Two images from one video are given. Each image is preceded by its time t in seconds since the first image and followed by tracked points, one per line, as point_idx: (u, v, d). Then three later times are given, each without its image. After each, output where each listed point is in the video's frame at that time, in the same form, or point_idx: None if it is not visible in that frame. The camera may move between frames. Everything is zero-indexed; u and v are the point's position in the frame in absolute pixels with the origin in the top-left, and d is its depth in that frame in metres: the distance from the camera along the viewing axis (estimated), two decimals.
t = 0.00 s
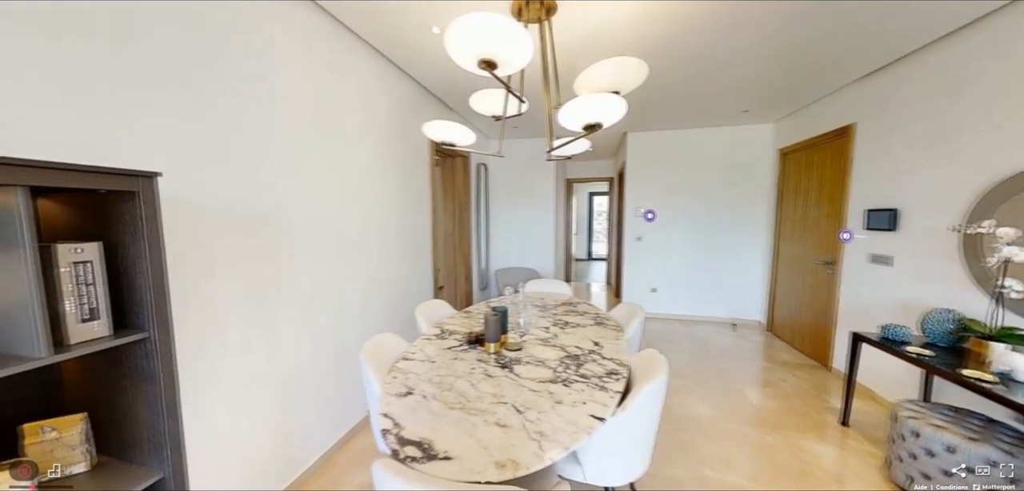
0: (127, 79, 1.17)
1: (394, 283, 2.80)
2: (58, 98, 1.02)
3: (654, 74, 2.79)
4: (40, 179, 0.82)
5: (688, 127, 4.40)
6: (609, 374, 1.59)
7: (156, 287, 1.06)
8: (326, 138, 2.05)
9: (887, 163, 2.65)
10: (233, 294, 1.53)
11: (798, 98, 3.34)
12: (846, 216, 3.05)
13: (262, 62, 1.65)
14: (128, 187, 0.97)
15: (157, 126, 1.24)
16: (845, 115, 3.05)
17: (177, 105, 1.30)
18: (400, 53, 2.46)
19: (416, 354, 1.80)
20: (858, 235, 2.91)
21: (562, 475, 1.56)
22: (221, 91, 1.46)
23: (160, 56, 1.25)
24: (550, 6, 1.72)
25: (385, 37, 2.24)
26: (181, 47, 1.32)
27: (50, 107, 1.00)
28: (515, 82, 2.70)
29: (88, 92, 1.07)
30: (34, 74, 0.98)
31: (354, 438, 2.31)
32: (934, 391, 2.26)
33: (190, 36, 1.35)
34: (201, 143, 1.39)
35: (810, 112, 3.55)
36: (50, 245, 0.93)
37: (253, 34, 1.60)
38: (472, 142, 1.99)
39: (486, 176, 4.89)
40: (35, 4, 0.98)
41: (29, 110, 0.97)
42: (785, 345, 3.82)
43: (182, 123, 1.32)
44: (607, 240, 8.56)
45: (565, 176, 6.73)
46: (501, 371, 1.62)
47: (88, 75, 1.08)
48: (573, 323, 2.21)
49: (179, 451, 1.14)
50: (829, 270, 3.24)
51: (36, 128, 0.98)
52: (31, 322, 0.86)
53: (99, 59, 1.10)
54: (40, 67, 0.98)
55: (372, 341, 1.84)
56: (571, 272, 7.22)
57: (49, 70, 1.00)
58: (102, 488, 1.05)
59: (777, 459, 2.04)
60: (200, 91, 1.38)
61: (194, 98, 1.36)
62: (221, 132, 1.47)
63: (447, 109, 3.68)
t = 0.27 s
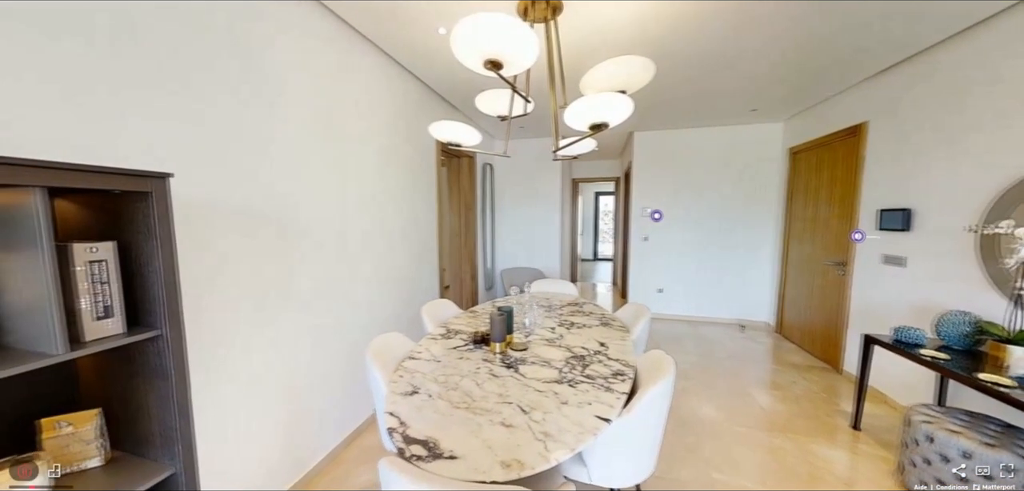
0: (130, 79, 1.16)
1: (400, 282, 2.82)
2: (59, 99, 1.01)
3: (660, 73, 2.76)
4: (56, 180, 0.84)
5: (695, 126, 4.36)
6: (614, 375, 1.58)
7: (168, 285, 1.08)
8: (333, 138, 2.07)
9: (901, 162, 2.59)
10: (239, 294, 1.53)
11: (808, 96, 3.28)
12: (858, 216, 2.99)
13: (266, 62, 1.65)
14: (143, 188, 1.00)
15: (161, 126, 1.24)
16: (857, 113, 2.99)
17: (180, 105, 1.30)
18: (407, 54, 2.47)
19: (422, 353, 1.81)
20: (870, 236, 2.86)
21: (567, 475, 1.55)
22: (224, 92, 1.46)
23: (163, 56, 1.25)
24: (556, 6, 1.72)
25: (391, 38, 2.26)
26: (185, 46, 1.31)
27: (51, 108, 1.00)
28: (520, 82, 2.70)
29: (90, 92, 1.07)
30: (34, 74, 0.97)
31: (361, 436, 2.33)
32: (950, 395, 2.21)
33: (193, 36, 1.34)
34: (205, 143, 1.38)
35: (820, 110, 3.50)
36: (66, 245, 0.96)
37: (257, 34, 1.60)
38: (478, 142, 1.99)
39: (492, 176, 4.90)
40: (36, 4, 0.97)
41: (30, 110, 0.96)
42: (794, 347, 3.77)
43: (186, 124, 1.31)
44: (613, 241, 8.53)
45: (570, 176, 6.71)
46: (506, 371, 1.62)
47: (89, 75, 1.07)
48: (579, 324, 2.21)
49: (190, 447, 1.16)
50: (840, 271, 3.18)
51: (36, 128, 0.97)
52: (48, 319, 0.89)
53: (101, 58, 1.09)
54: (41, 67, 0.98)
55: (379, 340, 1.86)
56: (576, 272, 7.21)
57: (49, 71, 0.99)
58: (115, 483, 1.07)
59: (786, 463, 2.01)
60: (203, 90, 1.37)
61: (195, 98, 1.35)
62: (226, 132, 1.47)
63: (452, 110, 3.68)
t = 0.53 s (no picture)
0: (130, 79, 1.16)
1: (403, 282, 2.83)
2: (58, 99, 1.01)
3: (664, 72, 2.75)
4: (57, 180, 0.84)
5: (699, 125, 4.34)
6: (618, 375, 1.58)
7: (174, 285, 1.09)
8: (336, 138, 2.07)
9: (908, 161, 2.56)
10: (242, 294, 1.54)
11: (814, 95, 3.25)
12: (864, 216, 2.96)
13: (268, 62, 1.65)
14: (151, 188, 1.01)
15: (162, 126, 1.24)
16: (863, 112, 2.97)
17: (180, 105, 1.30)
18: (409, 54, 2.48)
19: (425, 353, 1.81)
20: (876, 236, 2.83)
21: (570, 476, 1.55)
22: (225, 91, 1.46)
23: (163, 55, 1.25)
24: (559, 5, 1.72)
25: (394, 38, 2.26)
26: (185, 46, 1.31)
27: (51, 108, 1.00)
28: (523, 82, 2.70)
29: (90, 92, 1.07)
30: (34, 74, 0.97)
31: (364, 434, 2.35)
32: (958, 397, 2.18)
33: (193, 35, 1.34)
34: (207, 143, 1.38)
35: (826, 109, 3.46)
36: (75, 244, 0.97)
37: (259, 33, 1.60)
38: (481, 142, 1.99)
39: (494, 177, 4.90)
40: (36, 4, 0.97)
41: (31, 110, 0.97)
42: (799, 348, 3.74)
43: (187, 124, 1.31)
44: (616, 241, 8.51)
45: (574, 176, 6.71)
46: (509, 371, 1.62)
47: (88, 75, 1.07)
48: (582, 324, 2.20)
49: (194, 445, 1.16)
50: (846, 271, 3.15)
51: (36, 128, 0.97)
52: (57, 318, 0.90)
53: (100, 58, 1.09)
54: (41, 67, 0.98)
55: (383, 340, 1.87)
56: (580, 272, 7.20)
57: (49, 70, 1.00)
58: (121, 480, 1.08)
59: (791, 465, 1.99)
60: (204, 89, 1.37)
61: (195, 97, 1.35)
62: (226, 132, 1.47)
63: (455, 110, 3.69)
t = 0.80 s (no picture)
0: (132, 80, 1.16)
1: (410, 282, 2.85)
2: (60, 99, 1.01)
3: (672, 71, 2.72)
4: (65, 181, 0.84)
5: (709, 124, 4.28)
6: (625, 376, 1.57)
7: (188, 284, 1.11)
8: (344, 139, 2.09)
9: (926, 160, 2.48)
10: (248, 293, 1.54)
11: (829, 92, 3.18)
12: (879, 217, 2.89)
13: (273, 62, 1.65)
14: (166, 188, 1.03)
15: (164, 127, 1.24)
16: (879, 109, 2.89)
17: (180, 105, 1.29)
18: (417, 54, 2.49)
19: (432, 352, 1.82)
20: (892, 237, 2.76)
21: (576, 477, 1.54)
22: (229, 92, 1.46)
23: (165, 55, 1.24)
24: (567, 5, 1.71)
25: (402, 39, 2.27)
26: (187, 46, 1.31)
27: (52, 108, 1.00)
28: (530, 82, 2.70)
29: (90, 92, 1.07)
30: (35, 74, 0.97)
31: (371, 432, 2.37)
32: (978, 403, 2.11)
33: (196, 35, 1.33)
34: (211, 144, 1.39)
35: (839, 107, 3.39)
36: (95, 243, 1.00)
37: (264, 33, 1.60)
38: (487, 143, 2.00)
39: (501, 177, 4.91)
40: (36, 5, 0.97)
41: (33, 110, 0.97)
42: (811, 351, 3.67)
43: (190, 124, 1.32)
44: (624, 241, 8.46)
45: (581, 176, 6.68)
46: (516, 371, 1.62)
47: (91, 75, 1.07)
48: (588, 325, 2.19)
49: (208, 441, 1.19)
50: (860, 273, 3.08)
51: (37, 128, 0.97)
52: (78, 315, 0.93)
53: (102, 59, 1.09)
54: (41, 67, 0.98)
55: (390, 339, 1.88)
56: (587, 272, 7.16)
57: (50, 71, 1.00)
58: (138, 474, 1.11)
59: (803, 469, 1.96)
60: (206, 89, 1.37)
61: (196, 97, 1.34)
62: (232, 133, 1.47)
63: (462, 110, 3.69)
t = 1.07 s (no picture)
0: (132, 79, 1.14)
1: (416, 281, 2.86)
2: (59, 99, 0.99)
3: (678, 70, 2.70)
4: (69, 180, 0.84)
5: (717, 123, 4.23)
6: (631, 377, 1.56)
7: (199, 282, 1.13)
8: (350, 139, 2.10)
9: (944, 158, 2.41)
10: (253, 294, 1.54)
11: (841, 90, 3.11)
12: (892, 217, 2.83)
13: (276, 62, 1.63)
14: (177, 188, 1.06)
15: (164, 127, 1.22)
16: (893, 107, 2.82)
17: (181, 105, 1.26)
18: (422, 54, 2.50)
19: (437, 352, 1.83)
20: (906, 237, 2.70)
21: (581, 478, 1.53)
22: (232, 92, 1.44)
23: (166, 55, 1.22)
24: (573, 4, 1.70)
25: (408, 39, 2.28)
26: (189, 46, 1.29)
27: (50, 108, 0.98)
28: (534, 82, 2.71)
29: (90, 92, 1.05)
30: (35, 74, 0.96)
31: (377, 431, 2.39)
32: (996, 408, 2.06)
33: (198, 34, 1.31)
34: (214, 144, 1.37)
35: (851, 105, 3.33)
36: (109, 242, 1.02)
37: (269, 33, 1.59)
38: (493, 143, 2.00)
39: (507, 177, 4.91)
40: (36, 4, 0.96)
41: (33, 111, 0.95)
42: (821, 353, 3.61)
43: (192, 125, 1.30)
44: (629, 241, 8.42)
45: (586, 175, 6.66)
46: (521, 371, 1.62)
47: (90, 75, 1.05)
48: (594, 325, 2.18)
49: (218, 437, 1.21)
50: (872, 273, 3.02)
51: (35, 128, 0.95)
52: (93, 312, 0.95)
53: (100, 59, 1.07)
54: (41, 67, 0.97)
55: (396, 338, 1.89)
56: (592, 272, 7.15)
57: (50, 70, 0.98)
58: (151, 468, 1.13)
59: (813, 474, 1.93)
60: (209, 89, 1.35)
61: (197, 97, 1.31)
62: (237, 133, 1.47)
63: (467, 110, 3.70)
